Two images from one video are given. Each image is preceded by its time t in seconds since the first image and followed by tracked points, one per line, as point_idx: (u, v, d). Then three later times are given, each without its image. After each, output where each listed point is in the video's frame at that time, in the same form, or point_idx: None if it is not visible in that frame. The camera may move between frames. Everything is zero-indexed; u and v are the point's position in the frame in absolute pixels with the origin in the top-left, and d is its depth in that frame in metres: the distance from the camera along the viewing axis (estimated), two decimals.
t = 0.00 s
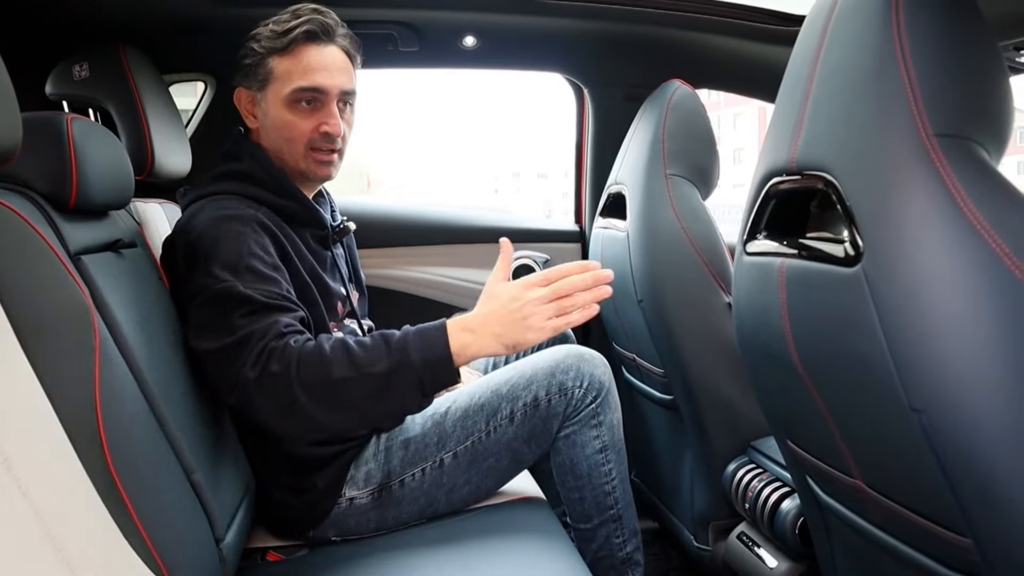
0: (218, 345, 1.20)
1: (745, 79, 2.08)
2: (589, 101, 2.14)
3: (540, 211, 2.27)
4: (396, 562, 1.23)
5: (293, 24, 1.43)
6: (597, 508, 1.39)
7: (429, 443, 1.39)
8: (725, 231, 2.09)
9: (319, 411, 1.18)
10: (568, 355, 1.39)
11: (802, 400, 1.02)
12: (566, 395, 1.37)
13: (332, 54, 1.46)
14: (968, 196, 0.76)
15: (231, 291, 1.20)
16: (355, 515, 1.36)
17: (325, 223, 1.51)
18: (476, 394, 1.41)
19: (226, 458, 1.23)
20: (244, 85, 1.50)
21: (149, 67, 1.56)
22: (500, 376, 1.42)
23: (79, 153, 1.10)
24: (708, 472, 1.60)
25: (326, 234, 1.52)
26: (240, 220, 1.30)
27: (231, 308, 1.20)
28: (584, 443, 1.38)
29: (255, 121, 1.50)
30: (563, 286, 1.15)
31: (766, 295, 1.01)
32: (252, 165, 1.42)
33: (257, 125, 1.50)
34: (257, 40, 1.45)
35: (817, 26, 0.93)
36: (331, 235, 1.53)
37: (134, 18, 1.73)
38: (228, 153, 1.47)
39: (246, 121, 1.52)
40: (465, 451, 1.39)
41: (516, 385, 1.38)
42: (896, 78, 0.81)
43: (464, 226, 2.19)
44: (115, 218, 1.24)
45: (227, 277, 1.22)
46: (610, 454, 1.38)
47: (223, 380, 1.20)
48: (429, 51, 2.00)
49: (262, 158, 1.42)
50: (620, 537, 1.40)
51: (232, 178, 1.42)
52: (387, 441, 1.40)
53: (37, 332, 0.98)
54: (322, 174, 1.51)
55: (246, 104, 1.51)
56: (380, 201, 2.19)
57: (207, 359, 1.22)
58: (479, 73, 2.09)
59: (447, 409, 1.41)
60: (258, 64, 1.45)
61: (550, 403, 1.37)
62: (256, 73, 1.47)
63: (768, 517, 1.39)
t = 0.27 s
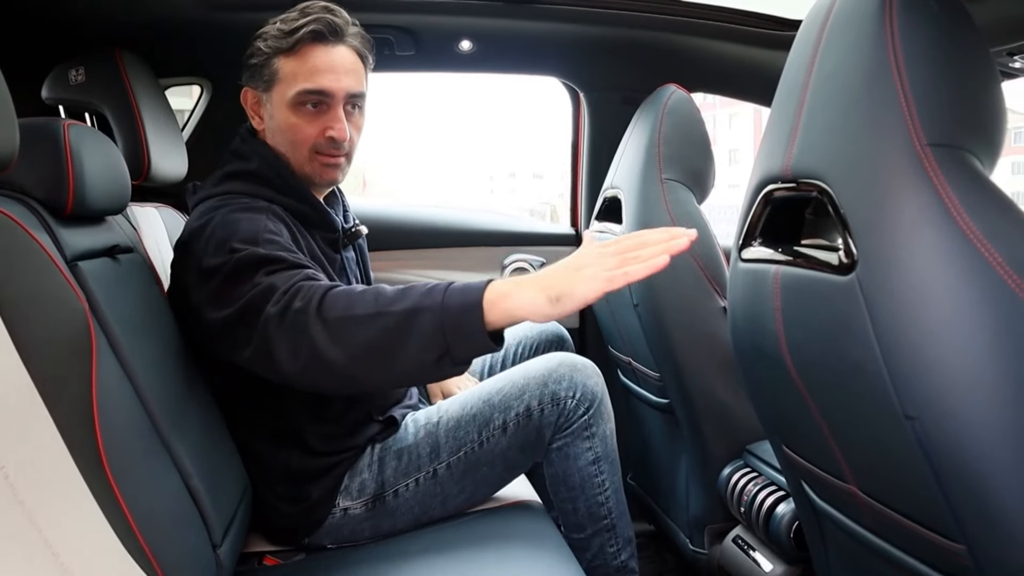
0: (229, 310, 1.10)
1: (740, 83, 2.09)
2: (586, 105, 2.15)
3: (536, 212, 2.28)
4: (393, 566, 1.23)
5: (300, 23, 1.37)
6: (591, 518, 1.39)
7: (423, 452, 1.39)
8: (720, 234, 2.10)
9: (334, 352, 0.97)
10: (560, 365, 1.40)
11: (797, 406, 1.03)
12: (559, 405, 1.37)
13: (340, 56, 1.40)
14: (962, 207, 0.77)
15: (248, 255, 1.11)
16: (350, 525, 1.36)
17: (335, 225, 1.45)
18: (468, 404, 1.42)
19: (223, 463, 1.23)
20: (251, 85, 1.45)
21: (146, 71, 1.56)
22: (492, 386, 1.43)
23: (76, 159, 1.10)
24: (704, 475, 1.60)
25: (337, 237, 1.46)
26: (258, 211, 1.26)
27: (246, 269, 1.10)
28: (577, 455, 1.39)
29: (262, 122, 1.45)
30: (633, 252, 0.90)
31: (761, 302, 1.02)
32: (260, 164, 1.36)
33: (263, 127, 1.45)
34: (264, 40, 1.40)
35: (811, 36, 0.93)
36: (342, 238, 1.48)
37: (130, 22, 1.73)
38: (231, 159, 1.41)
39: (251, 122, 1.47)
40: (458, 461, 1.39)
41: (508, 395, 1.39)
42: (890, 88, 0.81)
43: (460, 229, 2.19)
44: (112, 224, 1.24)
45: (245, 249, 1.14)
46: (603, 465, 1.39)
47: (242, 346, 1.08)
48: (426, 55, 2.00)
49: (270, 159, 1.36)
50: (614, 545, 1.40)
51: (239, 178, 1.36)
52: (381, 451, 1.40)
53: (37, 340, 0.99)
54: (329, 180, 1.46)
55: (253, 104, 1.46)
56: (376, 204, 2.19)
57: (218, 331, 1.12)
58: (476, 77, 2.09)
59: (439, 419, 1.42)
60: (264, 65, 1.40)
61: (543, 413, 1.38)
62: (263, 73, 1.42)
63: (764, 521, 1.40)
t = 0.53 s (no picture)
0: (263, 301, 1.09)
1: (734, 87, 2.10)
2: (581, 109, 2.15)
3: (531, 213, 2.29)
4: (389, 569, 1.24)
5: (326, 28, 1.33)
6: (584, 526, 1.38)
7: (416, 460, 1.39)
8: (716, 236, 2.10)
9: (377, 332, 0.96)
10: (553, 373, 1.40)
11: (790, 410, 1.04)
12: (550, 414, 1.37)
13: (366, 62, 1.36)
14: (953, 214, 0.78)
15: (285, 246, 1.10)
16: (344, 532, 1.36)
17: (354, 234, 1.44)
18: (459, 412, 1.43)
19: (220, 467, 1.23)
20: (273, 88, 1.42)
21: (142, 75, 1.56)
22: (484, 394, 1.44)
23: (74, 164, 1.10)
24: (699, 478, 1.61)
25: (355, 247, 1.45)
26: (287, 211, 1.25)
27: (282, 259, 1.09)
28: (570, 465, 1.38)
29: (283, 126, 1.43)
30: (700, 246, 0.87)
31: (755, 306, 1.03)
32: (285, 171, 1.34)
33: (284, 131, 1.42)
34: (288, 43, 1.37)
35: (804, 44, 0.94)
36: (360, 248, 1.47)
37: (126, 26, 1.74)
38: (255, 161, 1.37)
39: (272, 126, 1.44)
40: (451, 470, 1.39)
41: (501, 403, 1.40)
42: (883, 97, 0.82)
43: (456, 231, 2.20)
44: (109, 228, 1.25)
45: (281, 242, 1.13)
46: (596, 474, 1.38)
47: (278, 333, 1.06)
48: (422, 59, 2.01)
49: (296, 167, 1.35)
50: (608, 553, 1.39)
51: (263, 181, 1.34)
52: (375, 458, 1.39)
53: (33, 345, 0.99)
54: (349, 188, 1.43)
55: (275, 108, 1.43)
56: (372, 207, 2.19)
57: (251, 324, 1.10)
58: (472, 80, 2.10)
59: (432, 426, 1.42)
60: (288, 69, 1.37)
61: (535, 420, 1.38)
62: (286, 77, 1.39)
63: (758, 523, 1.41)
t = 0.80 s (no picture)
0: (294, 285, 1.08)
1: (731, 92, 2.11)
2: (576, 112, 2.16)
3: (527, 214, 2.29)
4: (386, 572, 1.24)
5: (351, 33, 1.33)
6: (579, 534, 1.39)
7: (411, 468, 1.39)
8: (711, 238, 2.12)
9: (416, 308, 0.97)
10: (546, 383, 1.40)
11: (784, 414, 1.05)
12: (545, 423, 1.38)
13: (390, 69, 1.37)
14: (945, 221, 0.79)
15: (320, 233, 1.11)
16: (339, 539, 1.36)
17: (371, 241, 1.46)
18: (452, 420, 1.43)
19: (217, 470, 1.24)
20: (294, 89, 1.42)
21: (139, 79, 1.57)
22: (477, 402, 1.44)
23: (71, 169, 1.10)
24: (694, 480, 1.62)
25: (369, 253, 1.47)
26: (310, 207, 1.26)
27: (317, 245, 1.10)
28: (564, 474, 1.38)
29: (302, 129, 1.43)
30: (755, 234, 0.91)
31: (749, 312, 1.03)
32: (303, 174, 1.34)
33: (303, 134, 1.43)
34: (311, 45, 1.37)
35: (798, 51, 0.95)
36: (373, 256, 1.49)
37: (122, 29, 1.74)
38: (271, 161, 1.38)
39: (292, 129, 1.44)
40: (446, 477, 1.39)
41: (494, 412, 1.40)
42: (875, 105, 0.83)
43: (453, 234, 2.20)
44: (106, 232, 1.25)
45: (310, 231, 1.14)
46: (591, 482, 1.38)
47: (310, 314, 1.06)
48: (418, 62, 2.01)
49: (315, 170, 1.35)
50: (603, 558, 1.40)
51: (281, 181, 1.34)
52: (370, 466, 1.39)
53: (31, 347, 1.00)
54: (366, 194, 1.44)
55: (294, 109, 1.43)
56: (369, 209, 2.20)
57: (280, 309, 1.10)
58: (468, 83, 2.11)
59: (426, 434, 1.42)
60: (310, 72, 1.37)
61: (529, 429, 1.38)
62: (308, 80, 1.39)
63: (753, 525, 1.42)
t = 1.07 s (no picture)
0: (307, 280, 1.08)
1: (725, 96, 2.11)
2: (571, 115, 2.17)
3: (521, 215, 2.29)
4: None
5: (366, 38, 1.34)
6: (575, 540, 1.39)
7: (406, 475, 1.39)
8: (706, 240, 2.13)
9: (429, 298, 0.97)
10: (542, 389, 1.40)
11: (780, 422, 1.05)
12: (540, 430, 1.38)
13: (403, 75, 1.37)
14: (939, 230, 0.79)
15: (333, 228, 1.11)
16: (335, 547, 1.35)
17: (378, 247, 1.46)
18: (446, 427, 1.43)
19: (212, 477, 1.24)
20: (306, 94, 1.42)
21: (133, 83, 1.56)
22: (471, 408, 1.44)
23: (65, 175, 1.10)
24: (689, 484, 1.62)
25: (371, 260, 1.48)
26: (323, 206, 1.25)
27: (330, 240, 1.10)
28: (559, 481, 1.39)
29: (313, 133, 1.43)
30: (783, 246, 0.89)
31: (745, 319, 1.03)
32: (314, 177, 1.33)
33: (313, 138, 1.42)
34: (326, 49, 1.37)
35: (792, 60, 0.96)
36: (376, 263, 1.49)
37: (116, 33, 1.74)
38: (282, 162, 1.38)
39: (303, 132, 1.44)
40: (441, 485, 1.39)
41: (489, 419, 1.40)
42: (868, 114, 0.83)
43: (449, 237, 2.20)
44: (101, 237, 1.25)
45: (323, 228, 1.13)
46: (586, 489, 1.39)
47: (322, 308, 1.06)
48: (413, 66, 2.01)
49: (325, 174, 1.34)
50: (598, 564, 1.40)
51: (290, 182, 1.33)
52: (366, 473, 1.39)
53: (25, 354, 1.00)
54: (375, 201, 1.43)
55: (305, 114, 1.43)
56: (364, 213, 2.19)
57: (292, 303, 1.09)
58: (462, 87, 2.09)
59: (420, 441, 1.42)
60: (323, 76, 1.37)
61: (524, 437, 1.38)
62: (321, 84, 1.39)
63: (747, 530, 1.42)
